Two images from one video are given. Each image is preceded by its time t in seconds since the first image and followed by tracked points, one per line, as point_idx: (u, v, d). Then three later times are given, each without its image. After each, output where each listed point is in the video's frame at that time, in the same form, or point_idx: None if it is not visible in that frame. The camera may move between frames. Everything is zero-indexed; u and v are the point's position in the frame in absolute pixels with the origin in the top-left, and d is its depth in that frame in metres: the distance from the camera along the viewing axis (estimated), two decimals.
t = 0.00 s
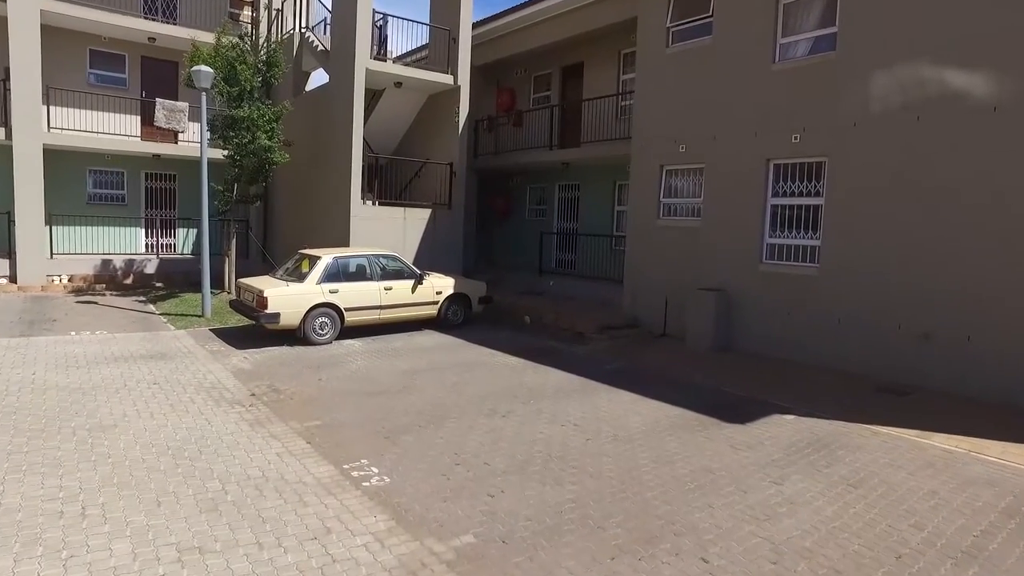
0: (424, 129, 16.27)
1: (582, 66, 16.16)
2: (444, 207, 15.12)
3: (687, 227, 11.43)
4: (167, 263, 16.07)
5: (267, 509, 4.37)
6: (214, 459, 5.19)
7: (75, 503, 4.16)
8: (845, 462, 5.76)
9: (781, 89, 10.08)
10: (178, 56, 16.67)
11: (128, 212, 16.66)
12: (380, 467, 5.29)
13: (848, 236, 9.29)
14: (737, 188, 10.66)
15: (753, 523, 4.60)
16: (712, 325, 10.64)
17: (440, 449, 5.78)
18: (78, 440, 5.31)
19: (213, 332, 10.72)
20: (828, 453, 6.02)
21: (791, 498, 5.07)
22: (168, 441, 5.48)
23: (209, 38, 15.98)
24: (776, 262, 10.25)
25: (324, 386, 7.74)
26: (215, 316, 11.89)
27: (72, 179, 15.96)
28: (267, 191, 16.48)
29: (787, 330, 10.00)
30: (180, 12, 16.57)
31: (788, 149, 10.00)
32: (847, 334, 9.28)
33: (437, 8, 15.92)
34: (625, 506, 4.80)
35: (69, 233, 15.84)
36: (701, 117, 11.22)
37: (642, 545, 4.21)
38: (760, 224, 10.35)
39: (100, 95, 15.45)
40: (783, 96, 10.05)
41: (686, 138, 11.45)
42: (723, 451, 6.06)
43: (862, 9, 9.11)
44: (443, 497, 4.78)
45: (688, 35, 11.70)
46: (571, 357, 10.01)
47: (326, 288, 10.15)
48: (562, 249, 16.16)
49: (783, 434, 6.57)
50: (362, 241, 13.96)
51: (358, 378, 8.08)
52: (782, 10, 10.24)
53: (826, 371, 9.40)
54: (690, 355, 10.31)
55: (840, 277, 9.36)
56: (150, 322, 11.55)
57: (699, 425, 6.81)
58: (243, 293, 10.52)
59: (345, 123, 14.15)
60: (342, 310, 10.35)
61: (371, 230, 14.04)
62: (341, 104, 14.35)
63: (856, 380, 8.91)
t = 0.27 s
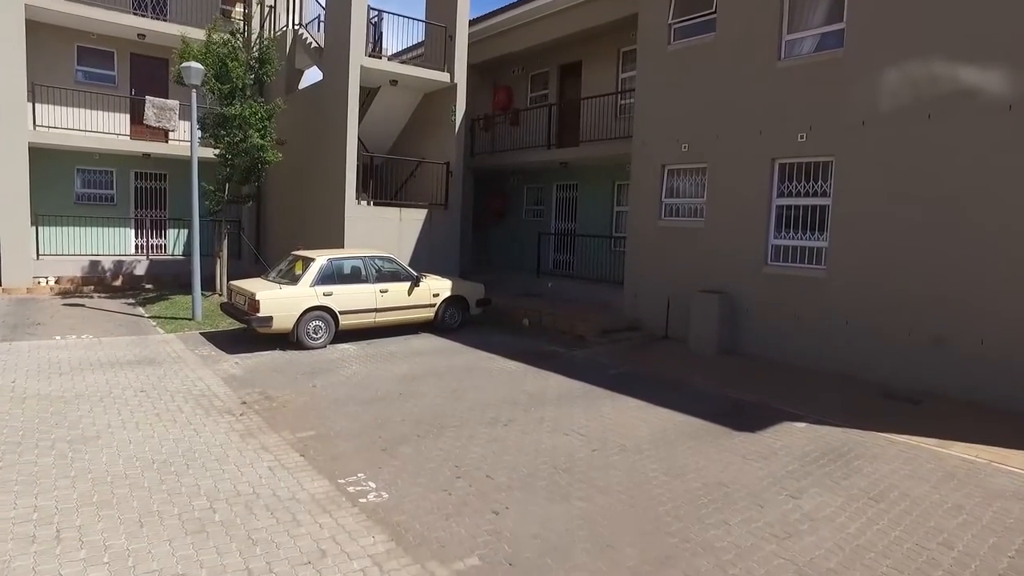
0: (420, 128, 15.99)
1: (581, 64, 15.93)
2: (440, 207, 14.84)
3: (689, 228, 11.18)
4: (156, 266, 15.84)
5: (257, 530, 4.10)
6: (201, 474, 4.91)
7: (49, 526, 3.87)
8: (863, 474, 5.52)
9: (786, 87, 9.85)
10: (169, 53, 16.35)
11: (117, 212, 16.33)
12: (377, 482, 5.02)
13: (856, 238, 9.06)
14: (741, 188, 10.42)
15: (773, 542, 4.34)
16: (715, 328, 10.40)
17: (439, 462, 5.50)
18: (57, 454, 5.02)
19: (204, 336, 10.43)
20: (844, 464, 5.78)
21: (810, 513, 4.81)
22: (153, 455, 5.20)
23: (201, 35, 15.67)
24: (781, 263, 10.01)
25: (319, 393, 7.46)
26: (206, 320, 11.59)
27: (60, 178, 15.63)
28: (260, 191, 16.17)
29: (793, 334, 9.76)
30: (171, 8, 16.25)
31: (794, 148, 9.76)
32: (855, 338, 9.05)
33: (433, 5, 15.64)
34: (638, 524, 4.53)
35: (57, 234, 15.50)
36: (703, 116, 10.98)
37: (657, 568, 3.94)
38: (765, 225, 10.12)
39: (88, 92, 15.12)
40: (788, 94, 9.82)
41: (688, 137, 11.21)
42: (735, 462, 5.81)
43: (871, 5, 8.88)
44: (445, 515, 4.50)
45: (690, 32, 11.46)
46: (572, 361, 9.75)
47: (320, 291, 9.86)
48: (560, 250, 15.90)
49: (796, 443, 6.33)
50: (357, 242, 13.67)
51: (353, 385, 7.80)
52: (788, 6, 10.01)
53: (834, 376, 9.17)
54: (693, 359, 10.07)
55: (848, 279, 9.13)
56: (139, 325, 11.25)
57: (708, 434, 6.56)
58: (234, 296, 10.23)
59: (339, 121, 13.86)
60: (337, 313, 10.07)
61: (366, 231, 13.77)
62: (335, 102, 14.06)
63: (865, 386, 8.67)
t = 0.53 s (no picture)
0: (414, 127, 15.71)
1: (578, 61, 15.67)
2: (435, 207, 14.56)
3: (691, 228, 10.93)
4: (145, 267, 15.54)
5: (241, 553, 3.81)
6: (182, 490, 4.63)
7: (14, 551, 3.59)
8: (881, 485, 5.26)
9: (791, 84, 9.61)
10: (158, 50, 16.03)
11: (105, 212, 15.99)
12: (370, 497, 4.74)
13: (863, 239, 8.82)
14: (744, 188, 10.17)
15: (792, 563, 4.07)
16: (718, 331, 10.15)
17: (436, 475, 5.22)
18: (29, 469, 4.72)
19: (192, 340, 10.13)
20: (859, 474, 5.52)
21: (829, 530, 4.55)
22: (131, 469, 4.90)
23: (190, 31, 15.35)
24: (785, 265, 9.77)
25: (309, 401, 7.17)
26: (194, 323, 11.28)
27: (46, 177, 15.28)
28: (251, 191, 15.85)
29: (798, 337, 9.52)
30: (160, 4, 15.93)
31: (799, 147, 9.52)
32: (862, 341, 8.82)
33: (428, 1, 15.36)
34: (648, 543, 4.26)
35: (42, 234, 15.16)
36: (705, 113, 10.73)
37: None
38: (769, 225, 9.87)
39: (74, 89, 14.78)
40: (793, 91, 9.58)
41: (689, 135, 10.96)
42: (745, 474, 5.55)
43: None
44: (443, 534, 4.22)
45: (691, 29, 11.21)
46: (571, 365, 9.49)
47: (311, 293, 9.57)
48: (556, 251, 15.64)
49: (807, 452, 6.07)
50: (350, 243, 13.37)
51: (345, 392, 7.51)
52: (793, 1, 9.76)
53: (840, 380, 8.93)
54: (695, 363, 9.82)
55: (854, 281, 8.90)
56: (126, 328, 10.94)
57: (715, 443, 6.30)
58: (223, 298, 9.94)
59: (331, 119, 13.56)
60: (329, 316, 9.78)
61: (359, 231, 13.47)
62: (328, 100, 13.76)
63: (873, 391, 8.43)
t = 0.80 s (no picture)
0: (409, 125, 15.41)
1: (575, 58, 15.41)
2: (430, 206, 14.27)
3: (693, 227, 10.66)
4: (132, 268, 15.18)
5: None
6: (161, 507, 4.32)
7: None
8: (902, 497, 5.00)
9: (796, 79, 9.34)
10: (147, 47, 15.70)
11: (93, 212, 15.65)
12: (362, 514, 4.44)
13: (872, 238, 8.56)
14: (748, 186, 9.91)
15: None
16: (721, 333, 9.89)
17: (432, 489, 4.93)
18: None
19: (180, 344, 9.81)
20: (877, 485, 5.26)
21: (850, 547, 4.28)
22: (106, 484, 4.59)
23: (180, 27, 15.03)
24: (791, 265, 9.51)
25: (300, 409, 6.87)
26: (183, 326, 10.97)
27: (32, 176, 14.94)
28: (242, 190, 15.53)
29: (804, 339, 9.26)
30: None
31: (805, 144, 9.25)
32: (872, 344, 8.56)
33: None
34: (660, 563, 3.98)
35: (28, 235, 14.81)
36: (707, 110, 10.46)
37: None
38: (774, 225, 9.61)
39: (60, 86, 14.44)
40: (799, 86, 9.31)
41: (691, 132, 10.69)
42: (758, 485, 5.28)
43: None
44: (440, 555, 3.94)
45: (692, 23, 10.95)
46: (571, 368, 9.21)
47: (303, 295, 9.27)
48: (554, 251, 15.37)
49: (820, 461, 5.81)
50: (344, 244, 13.07)
51: (338, 399, 7.22)
52: None
53: (849, 384, 8.67)
54: (698, 366, 9.56)
55: (863, 282, 8.64)
56: (112, 332, 10.61)
57: (724, 451, 6.02)
58: (212, 300, 9.63)
59: (324, 117, 13.24)
60: (321, 319, 9.48)
61: (353, 231, 13.17)
62: (321, 97, 13.44)
63: (884, 395, 8.17)
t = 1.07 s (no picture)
0: (405, 124, 15.13)
1: (575, 56, 15.14)
2: (427, 206, 14.00)
3: (696, 228, 10.40)
4: (125, 269, 14.71)
5: None
6: (139, 530, 4.01)
7: None
8: (927, 515, 4.73)
9: (804, 75, 9.08)
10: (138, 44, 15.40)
11: (83, 212, 15.33)
12: (357, 536, 4.16)
13: (883, 239, 8.30)
14: (754, 185, 9.65)
15: None
16: (727, 337, 9.63)
17: (430, 507, 4.65)
18: None
19: (169, 348, 9.51)
20: (899, 500, 4.99)
21: (878, 570, 4.01)
22: (82, 503, 4.29)
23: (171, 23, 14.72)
24: (798, 267, 9.25)
25: (292, 418, 6.58)
26: (173, 329, 10.66)
27: (20, 176, 14.61)
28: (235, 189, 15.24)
29: (813, 343, 9.00)
30: None
31: (813, 142, 8.98)
32: (883, 348, 8.30)
33: None
34: None
35: (16, 236, 14.49)
36: (712, 107, 10.20)
37: None
38: (780, 226, 9.35)
39: (49, 84, 14.13)
40: (807, 83, 9.05)
41: (695, 130, 10.43)
42: (773, 501, 5.01)
43: None
44: None
45: (695, 19, 10.68)
46: (573, 374, 8.94)
47: (296, 299, 8.99)
48: (553, 252, 15.10)
49: (837, 474, 5.54)
50: (338, 245, 12.77)
51: (331, 408, 6.94)
52: None
53: (859, 390, 8.42)
54: (703, 371, 9.29)
55: (873, 285, 8.38)
56: (99, 336, 10.30)
57: (736, 463, 5.75)
58: (202, 304, 9.34)
59: (319, 115, 12.94)
60: (315, 323, 9.20)
61: (348, 232, 12.88)
62: (315, 95, 13.14)
63: (896, 401, 7.92)
